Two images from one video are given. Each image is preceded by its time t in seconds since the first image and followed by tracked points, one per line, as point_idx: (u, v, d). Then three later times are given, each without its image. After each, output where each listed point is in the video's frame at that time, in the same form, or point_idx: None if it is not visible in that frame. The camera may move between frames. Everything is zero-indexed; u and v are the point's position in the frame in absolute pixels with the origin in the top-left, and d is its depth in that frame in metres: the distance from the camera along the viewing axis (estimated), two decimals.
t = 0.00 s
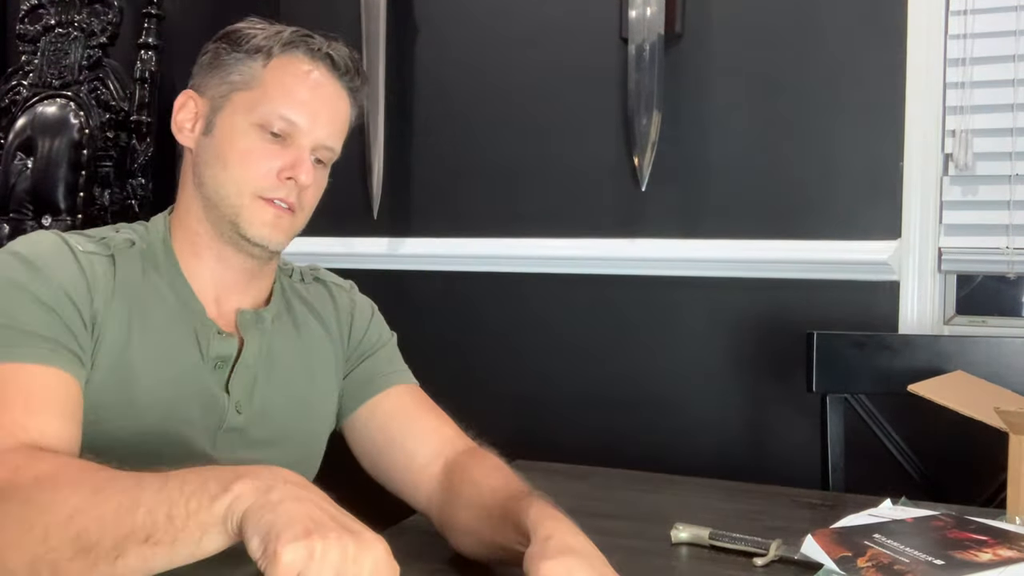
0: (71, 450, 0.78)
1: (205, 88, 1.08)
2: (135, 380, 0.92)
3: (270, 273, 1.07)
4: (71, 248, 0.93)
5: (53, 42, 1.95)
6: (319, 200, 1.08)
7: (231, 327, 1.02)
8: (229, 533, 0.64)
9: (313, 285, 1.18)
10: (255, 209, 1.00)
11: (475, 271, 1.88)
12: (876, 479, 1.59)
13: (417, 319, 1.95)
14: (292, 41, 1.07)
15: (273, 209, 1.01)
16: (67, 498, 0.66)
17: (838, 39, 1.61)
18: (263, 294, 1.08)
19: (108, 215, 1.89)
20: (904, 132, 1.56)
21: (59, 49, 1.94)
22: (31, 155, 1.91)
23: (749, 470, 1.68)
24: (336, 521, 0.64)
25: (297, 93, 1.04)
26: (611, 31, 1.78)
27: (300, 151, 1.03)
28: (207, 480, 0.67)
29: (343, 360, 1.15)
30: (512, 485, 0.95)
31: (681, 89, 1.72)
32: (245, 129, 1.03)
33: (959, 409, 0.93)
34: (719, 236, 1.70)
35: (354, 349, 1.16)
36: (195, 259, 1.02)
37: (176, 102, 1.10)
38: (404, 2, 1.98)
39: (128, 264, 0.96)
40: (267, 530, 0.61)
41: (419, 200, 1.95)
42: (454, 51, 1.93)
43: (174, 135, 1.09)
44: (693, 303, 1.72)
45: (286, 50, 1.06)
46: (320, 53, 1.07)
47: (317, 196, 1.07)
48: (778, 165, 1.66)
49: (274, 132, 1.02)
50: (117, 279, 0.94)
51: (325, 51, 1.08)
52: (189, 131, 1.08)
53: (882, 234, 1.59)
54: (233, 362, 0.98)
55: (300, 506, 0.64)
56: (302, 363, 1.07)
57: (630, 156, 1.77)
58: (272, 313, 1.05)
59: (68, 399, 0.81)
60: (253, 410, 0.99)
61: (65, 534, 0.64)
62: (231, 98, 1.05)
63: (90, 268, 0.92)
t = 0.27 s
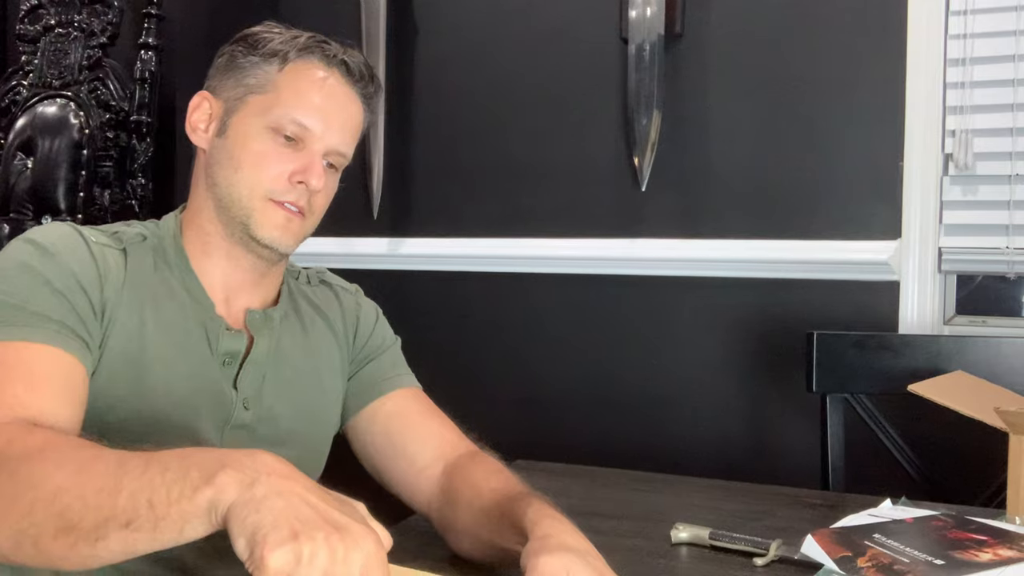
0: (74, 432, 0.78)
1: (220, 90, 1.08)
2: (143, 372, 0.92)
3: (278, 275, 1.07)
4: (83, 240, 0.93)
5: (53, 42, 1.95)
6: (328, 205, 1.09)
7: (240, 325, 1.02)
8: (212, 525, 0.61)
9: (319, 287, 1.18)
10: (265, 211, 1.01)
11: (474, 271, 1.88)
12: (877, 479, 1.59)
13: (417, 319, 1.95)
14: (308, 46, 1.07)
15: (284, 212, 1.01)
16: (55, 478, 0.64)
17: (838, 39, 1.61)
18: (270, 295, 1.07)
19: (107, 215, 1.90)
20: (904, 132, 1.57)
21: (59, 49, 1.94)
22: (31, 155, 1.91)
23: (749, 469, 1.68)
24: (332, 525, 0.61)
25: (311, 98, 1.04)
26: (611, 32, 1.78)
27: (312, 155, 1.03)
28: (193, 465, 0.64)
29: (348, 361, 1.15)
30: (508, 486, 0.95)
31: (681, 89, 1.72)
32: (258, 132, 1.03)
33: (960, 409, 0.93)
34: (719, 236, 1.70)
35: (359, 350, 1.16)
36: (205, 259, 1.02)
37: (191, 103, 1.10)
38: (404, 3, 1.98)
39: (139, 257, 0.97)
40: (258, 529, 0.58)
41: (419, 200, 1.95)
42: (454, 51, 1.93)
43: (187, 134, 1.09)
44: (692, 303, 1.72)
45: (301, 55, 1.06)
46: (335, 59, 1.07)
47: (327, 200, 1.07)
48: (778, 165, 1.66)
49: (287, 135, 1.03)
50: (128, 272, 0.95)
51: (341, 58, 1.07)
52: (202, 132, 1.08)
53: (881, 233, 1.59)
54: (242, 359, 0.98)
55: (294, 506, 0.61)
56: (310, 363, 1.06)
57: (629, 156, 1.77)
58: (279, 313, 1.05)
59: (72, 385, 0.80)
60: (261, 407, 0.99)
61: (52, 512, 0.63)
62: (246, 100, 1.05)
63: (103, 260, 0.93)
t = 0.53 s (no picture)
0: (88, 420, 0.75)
1: (223, 92, 1.09)
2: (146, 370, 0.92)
3: (279, 275, 1.07)
4: (88, 238, 0.94)
5: (53, 42, 1.95)
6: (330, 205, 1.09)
7: (240, 326, 1.02)
8: (263, 518, 0.60)
9: (319, 287, 1.19)
10: (267, 210, 1.01)
11: (475, 271, 1.88)
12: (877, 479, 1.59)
13: (417, 319, 1.95)
14: (309, 47, 1.08)
15: (286, 211, 1.01)
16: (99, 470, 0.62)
17: (838, 39, 1.61)
18: (270, 297, 1.08)
19: (107, 215, 1.90)
20: (903, 132, 1.57)
21: (59, 50, 1.94)
22: (31, 155, 1.91)
23: (749, 469, 1.68)
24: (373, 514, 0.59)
25: (313, 98, 1.04)
26: (611, 32, 1.78)
27: (313, 155, 1.04)
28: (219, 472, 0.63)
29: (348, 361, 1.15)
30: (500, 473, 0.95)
31: (681, 88, 1.72)
32: (260, 132, 1.03)
33: (960, 409, 0.93)
34: (720, 235, 1.70)
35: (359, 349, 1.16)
36: (207, 258, 1.02)
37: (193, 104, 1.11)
38: (404, 3, 1.98)
39: (143, 256, 0.97)
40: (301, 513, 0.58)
41: (419, 200, 1.96)
42: (454, 50, 1.93)
43: (189, 136, 1.09)
44: (692, 303, 1.72)
45: (303, 56, 1.07)
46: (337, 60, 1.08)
47: (328, 201, 1.07)
48: (778, 165, 1.66)
49: (289, 135, 1.03)
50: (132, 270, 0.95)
51: (342, 59, 1.08)
52: (204, 133, 1.08)
53: (881, 233, 1.59)
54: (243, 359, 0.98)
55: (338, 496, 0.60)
56: (310, 363, 1.06)
57: (630, 156, 1.77)
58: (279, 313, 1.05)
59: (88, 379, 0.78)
60: (261, 409, 0.99)
61: (94, 501, 0.60)
62: (248, 101, 1.05)
63: (109, 258, 0.93)
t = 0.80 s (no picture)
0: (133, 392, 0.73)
1: (224, 90, 1.08)
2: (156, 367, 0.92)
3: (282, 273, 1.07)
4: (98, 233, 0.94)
5: (53, 42, 1.95)
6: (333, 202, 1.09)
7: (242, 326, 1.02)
8: (358, 535, 0.62)
9: (321, 286, 1.19)
10: (270, 207, 1.00)
11: (474, 271, 1.88)
12: (877, 478, 1.59)
13: (417, 319, 1.95)
14: (311, 44, 1.07)
15: (289, 208, 1.01)
16: (185, 450, 0.64)
17: (838, 39, 1.61)
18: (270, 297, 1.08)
19: (108, 215, 1.90)
20: (903, 132, 1.57)
21: (59, 49, 1.94)
22: (31, 155, 1.91)
23: (749, 469, 1.68)
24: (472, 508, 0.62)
25: (315, 96, 1.04)
26: (611, 32, 1.78)
27: (316, 151, 1.03)
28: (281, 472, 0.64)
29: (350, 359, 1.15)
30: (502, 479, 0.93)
31: (681, 88, 1.72)
32: (263, 130, 1.03)
33: (959, 409, 0.93)
34: (720, 235, 1.70)
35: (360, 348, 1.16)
36: (210, 256, 1.02)
37: (194, 104, 1.10)
38: (404, 3, 1.98)
39: (151, 254, 0.97)
40: (406, 524, 0.60)
41: (419, 200, 1.96)
42: (454, 50, 1.93)
43: (191, 135, 1.09)
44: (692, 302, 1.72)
45: (305, 53, 1.06)
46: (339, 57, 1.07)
47: (331, 197, 1.07)
48: (779, 165, 1.66)
49: (292, 132, 1.03)
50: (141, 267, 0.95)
51: (343, 56, 1.08)
52: (207, 131, 1.08)
53: (881, 234, 1.59)
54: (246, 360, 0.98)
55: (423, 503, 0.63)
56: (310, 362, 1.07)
57: (630, 156, 1.77)
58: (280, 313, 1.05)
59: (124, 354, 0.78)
60: (263, 410, 0.99)
61: (176, 481, 0.62)
62: (250, 99, 1.05)
63: (122, 253, 0.93)
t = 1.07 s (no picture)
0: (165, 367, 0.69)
1: (236, 91, 1.08)
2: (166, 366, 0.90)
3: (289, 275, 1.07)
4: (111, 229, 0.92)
5: (53, 42, 1.95)
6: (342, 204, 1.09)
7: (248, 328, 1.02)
8: (406, 513, 0.59)
9: (326, 285, 1.18)
10: (281, 210, 1.01)
11: (475, 271, 1.88)
12: (877, 478, 1.59)
13: (417, 319, 1.95)
14: (324, 47, 1.07)
15: (300, 211, 1.01)
16: (230, 419, 0.60)
17: (838, 39, 1.61)
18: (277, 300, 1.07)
19: (107, 215, 1.90)
20: (903, 132, 1.57)
21: (59, 49, 1.94)
22: (31, 155, 1.91)
23: (749, 469, 1.68)
24: (536, 510, 0.58)
25: (328, 99, 1.04)
26: (611, 32, 1.78)
27: (328, 154, 1.04)
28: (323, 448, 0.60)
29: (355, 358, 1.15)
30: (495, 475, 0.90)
31: (680, 89, 1.72)
32: (275, 132, 1.03)
33: (960, 409, 0.93)
34: (720, 235, 1.70)
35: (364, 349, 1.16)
36: (219, 257, 1.02)
37: (205, 104, 1.10)
38: (404, 3, 1.98)
39: (162, 253, 0.96)
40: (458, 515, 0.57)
41: (419, 200, 1.96)
42: (454, 50, 1.93)
43: (201, 135, 1.09)
44: (693, 302, 1.72)
45: (319, 55, 1.06)
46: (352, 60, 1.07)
47: (341, 200, 1.08)
48: (779, 165, 1.66)
49: (303, 135, 1.03)
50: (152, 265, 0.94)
51: (356, 59, 1.07)
52: (217, 131, 1.08)
53: (881, 233, 1.59)
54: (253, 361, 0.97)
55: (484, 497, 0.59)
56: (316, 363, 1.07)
57: (629, 156, 1.77)
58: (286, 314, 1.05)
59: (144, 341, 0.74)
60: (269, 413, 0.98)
61: (221, 452, 0.58)
62: (262, 100, 1.05)
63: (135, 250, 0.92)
